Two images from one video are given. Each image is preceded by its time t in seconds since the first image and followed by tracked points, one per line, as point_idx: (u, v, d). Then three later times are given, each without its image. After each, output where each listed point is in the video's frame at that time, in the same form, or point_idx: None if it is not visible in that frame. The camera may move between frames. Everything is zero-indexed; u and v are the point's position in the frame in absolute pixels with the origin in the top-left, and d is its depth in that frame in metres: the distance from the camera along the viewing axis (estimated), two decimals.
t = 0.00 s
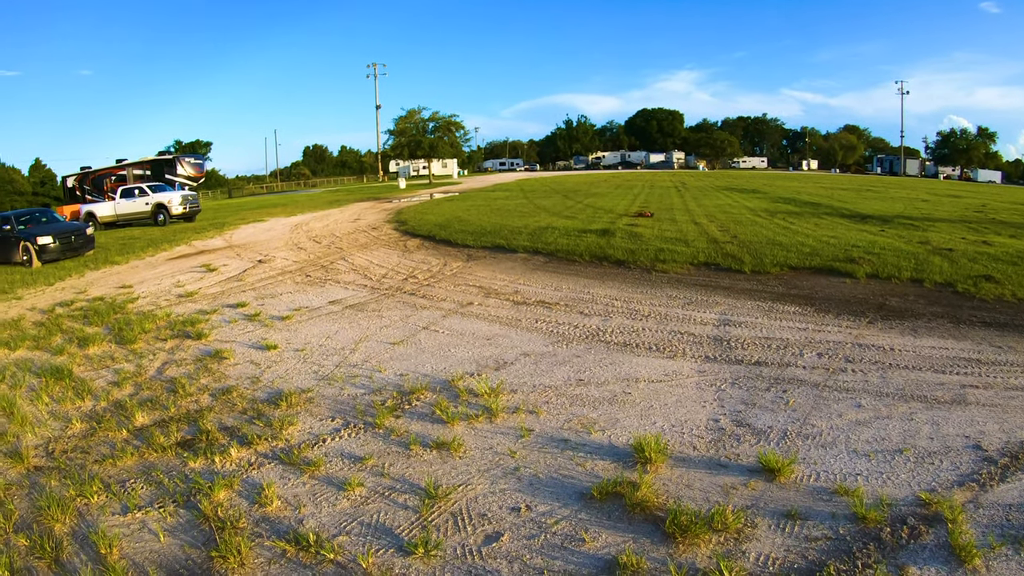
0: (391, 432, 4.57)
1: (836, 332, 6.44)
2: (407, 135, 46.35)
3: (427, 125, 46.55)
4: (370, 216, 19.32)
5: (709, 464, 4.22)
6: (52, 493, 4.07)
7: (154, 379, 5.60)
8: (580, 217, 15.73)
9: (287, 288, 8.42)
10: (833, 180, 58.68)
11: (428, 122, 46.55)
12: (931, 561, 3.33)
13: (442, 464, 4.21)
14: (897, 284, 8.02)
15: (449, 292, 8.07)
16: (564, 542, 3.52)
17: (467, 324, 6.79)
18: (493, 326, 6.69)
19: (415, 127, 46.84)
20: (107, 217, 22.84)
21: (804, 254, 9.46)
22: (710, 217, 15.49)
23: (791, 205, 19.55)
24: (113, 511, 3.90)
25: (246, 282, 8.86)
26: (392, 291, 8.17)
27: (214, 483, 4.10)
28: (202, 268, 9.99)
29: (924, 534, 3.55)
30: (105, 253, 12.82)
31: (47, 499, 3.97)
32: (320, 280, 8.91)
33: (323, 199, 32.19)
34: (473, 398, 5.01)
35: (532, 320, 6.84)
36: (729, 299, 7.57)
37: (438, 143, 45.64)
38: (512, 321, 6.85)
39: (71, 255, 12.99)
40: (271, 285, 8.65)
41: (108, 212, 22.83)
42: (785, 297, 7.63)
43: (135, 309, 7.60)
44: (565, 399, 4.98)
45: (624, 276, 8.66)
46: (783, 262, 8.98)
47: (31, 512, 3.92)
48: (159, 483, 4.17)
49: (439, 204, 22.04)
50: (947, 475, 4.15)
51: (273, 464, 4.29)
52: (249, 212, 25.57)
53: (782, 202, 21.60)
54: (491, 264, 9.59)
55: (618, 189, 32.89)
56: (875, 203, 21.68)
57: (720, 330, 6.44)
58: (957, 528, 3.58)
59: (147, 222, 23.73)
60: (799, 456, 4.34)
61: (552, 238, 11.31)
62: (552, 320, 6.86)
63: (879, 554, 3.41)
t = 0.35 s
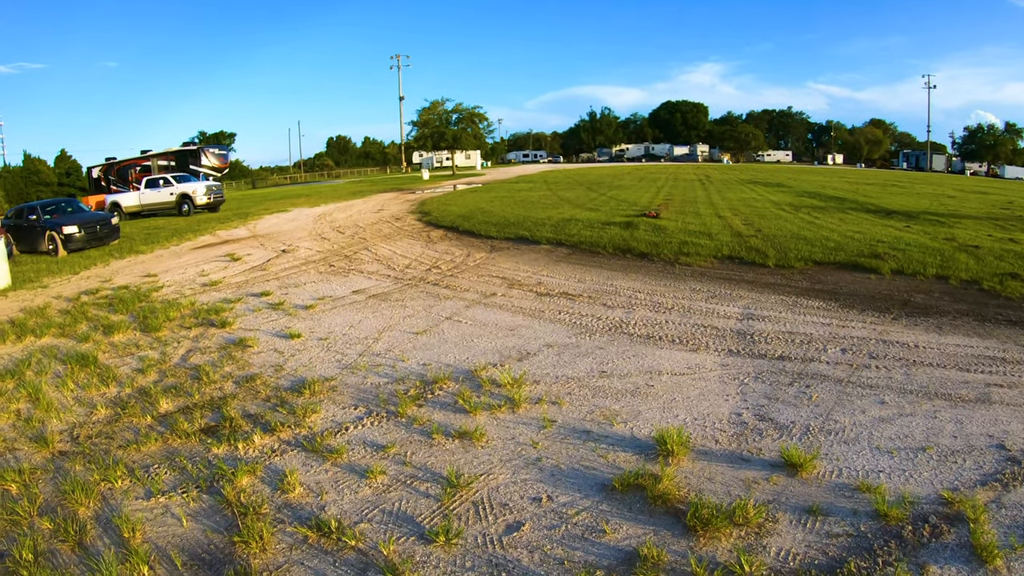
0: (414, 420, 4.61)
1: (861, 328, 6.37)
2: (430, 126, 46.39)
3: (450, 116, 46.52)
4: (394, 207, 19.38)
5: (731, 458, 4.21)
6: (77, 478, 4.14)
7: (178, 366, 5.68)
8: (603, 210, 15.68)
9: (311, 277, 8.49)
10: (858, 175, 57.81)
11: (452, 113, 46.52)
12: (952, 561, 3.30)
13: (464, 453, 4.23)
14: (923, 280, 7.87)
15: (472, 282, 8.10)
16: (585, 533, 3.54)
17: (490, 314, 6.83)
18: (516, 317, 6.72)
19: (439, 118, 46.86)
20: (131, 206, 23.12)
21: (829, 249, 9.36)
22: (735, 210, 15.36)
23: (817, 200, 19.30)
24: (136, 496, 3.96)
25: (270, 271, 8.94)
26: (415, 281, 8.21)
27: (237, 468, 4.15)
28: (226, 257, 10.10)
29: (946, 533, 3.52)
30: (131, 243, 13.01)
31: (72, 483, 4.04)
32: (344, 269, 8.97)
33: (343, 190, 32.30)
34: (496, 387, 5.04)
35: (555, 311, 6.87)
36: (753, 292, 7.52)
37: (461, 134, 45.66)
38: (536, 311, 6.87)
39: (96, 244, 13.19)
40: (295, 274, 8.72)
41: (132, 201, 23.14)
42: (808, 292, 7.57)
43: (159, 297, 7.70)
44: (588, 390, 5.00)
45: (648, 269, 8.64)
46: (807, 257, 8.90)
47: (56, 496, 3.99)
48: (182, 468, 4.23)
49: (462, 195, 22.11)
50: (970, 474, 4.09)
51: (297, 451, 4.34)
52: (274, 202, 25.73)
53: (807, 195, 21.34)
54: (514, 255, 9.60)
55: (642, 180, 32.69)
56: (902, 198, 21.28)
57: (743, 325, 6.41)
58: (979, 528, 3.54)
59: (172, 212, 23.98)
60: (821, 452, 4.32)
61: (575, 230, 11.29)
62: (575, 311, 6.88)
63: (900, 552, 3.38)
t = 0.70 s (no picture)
0: (437, 403, 4.63)
1: (885, 317, 6.32)
2: (451, 113, 46.38)
3: (470, 103, 46.51)
4: (415, 194, 19.42)
5: (756, 444, 4.19)
6: (101, 459, 4.18)
7: (201, 349, 5.73)
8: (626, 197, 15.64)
9: (333, 262, 8.54)
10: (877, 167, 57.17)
11: (472, 100, 46.47)
12: (977, 551, 3.24)
13: (488, 436, 4.25)
14: (947, 272, 7.76)
15: (495, 268, 8.11)
16: (610, 517, 3.53)
17: (513, 299, 6.85)
18: (539, 302, 6.73)
19: (459, 105, 46.84)
20: (153, 193, 23.31)
21: (852, 238, 9.27)
22: (756, 198, 15.24)
23: (839, 189, 19.11)
24: (160, 477, 3.99)
25: (292, 256, 9.00)
26: (437, 266, 8.24)
27: (261, 450, 4.18)
28: (248, 242, 10.16)
29: (970, 523, 3.45)
30: (154, 229, 13.13)
31: (96, 464, 4.07)
32: (366, 254, 9.01)
33: (362, 177, 32.40)
34: (520, 371, 5.06)
35: (578, 297, 6.87)
36: (776, 281, 7.49)
37: (482, 122, 45.62)
38: (559, 297, 6.87)
39: (119, 230, 13.30)
40: (317, 259, 8.76)
41: (154, 188, 23.33)
42: (832, 281, 7.52)
43: (181, 282, 7.77)
44: (612, 374, 5.02)
45: (670, 255, 8.63)
46: (830, 246, 8.83)
47: (80, 477, 4.02)
48: (206, 450, 4.26)
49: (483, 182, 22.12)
50: (995, 465, 4.00)
51: (320, 433, 4.36)
52: (294, 189, 25.84)
53: (829, 185, 21.13)
54: (536, 241, 9.60)
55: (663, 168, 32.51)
56: (925, 189, 20.97)
57: (766, 312, 6.39)
58: (1004, 519, 3.46)
59: (193, 198, 24.17)
60: (846, 440, 4.28)
61: (597, 217, 11.25)
62: (598, 297, 6.87)
63: (924, 541, 3.33)
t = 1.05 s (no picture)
0: (456, 381, 4.66)
1: (907, 304, 6.26)
2: (470, 95, 46.23)
3: (490, 85, 46.32)
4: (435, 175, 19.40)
5: (775, 427, 4.18)
6: (121, 435, 4.22)
7: (221, 327, 5.78)
8: (646, 179, 15.57)
9: (352, 242, 8.58)
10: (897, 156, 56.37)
11: (492, 82, 46.25)
12: (995, 541, 3.19)
13: (508, 414, 4.26)
14: (969, 260, 7.65)
15: (514, 248, 8.10)
16: (628, 497, 3.53)
17: (533, 279, 6.85)
18: (559, 282, 6.73)
19: (478, 87, 46.65)
20: (173, 174, 23.48)
21: (874, 224, 9.18)
22: (778, 183, 15.12)
23: (862, 175, 18.86)
24: (179, 453, 4.04)
25: (311, 236, 9.03)
26: (456, 246, 8.25)
27: (280, 426, 4.21)
28: (268, 223, 10.21)
29: (989, 512, 3.40)
30: (174, 210, 13.22)
31: (116, 440, 4.12)
32: (385, 234, 9.03)
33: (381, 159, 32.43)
34: (539, 351, 5.08)
35: (598, 278, 6.86)
36: (797, 265, 7.43)
37: (502, 104, 45.44)
38: (578, 278, 6.87)
39: (138, 212, 13.38)
40: (336, 239, 8.80)
41: (173, 171, 23.49)
42: (853, 266, 7.45)
43: (201, 262, 7.84)
44: (631, 355, 5.03)
45: (690, 238, 8.59)
46: (852, 232, 8.75)
47: (100, 454, 4.07)
48: (225, 426, 4.30)
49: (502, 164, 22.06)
50: (1017, 455, 3.93)
51: (339, 410, 4.39)
52: (314, 170, 25.88)
53: (851, 171, 20.87)
54: (556, 223, 9.58)
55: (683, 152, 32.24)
56: (950, 177, 20.63)
57: (787, 296, 6.35)
58: None
59: (213, 180, 24.32)
60: (866, 425, 4.26)
61: (616, 199, 11.21)
62: (617, 278, 6.86)
63: (942, 529, 3.29)
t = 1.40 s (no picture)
0: (471, 354, 4.69)
1: (922, 285, 6.22)
2: (484, 71, 45.90)
3: (504, 62, 45.97)
4: (449, 151, 19.34)
5: (788, 403, 4.18)
6: (136, 408, 4.28)
7: (236, 302, 5.83)
8: (662, 156, 15.51)
9: (366, 218, 8.60)
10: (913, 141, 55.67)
11: (505, 58, 45.86)
12: (1006, 522, 3.18)
13: (522, 387, 4.29)
14: (986, 243, 7.58)
15: (529, 224, 8.10)
16: (641, 470, 3.55)
17: (547, 255, 6.86)
18: (573, 258, 6.73)
19: (492, 63, 46.28)
20: (186, 153, 23.53)
21: (890, 205, 9.11)
22: (794, 162, 15.03)
23: (879, 156, 18.65)
24: (195, 425, 4.09)
25: (325, 212, 9.06)
26: (471, 222, 8.25)
27: (294, 398, 4.25)
28: (282, 199, 10.25)
29: (1001, 494, 3.38)
30: (189, 188, 13.29)
31: (132, 413, 4.17)
32: (400, 210, 9.05)
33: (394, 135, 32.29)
34: (553, 325, 5.10)
35: (613, 254, 6.86)
36: (812, 244, 7.40)
37: (515, 81, 45.14)
38: (593, 254, 6.87)
39: (152, 189, 13.45)
40: (350, 215, 8.82)
41: (187, 149, 23.53)
42: (869, 246, 7.41)
43: (216, 238, 7.89)
44: (645, 330, 5.04)
45: (705, 216, 8.57)
46: (868, 212, 8.69)
47: (116, 427, 4.13)
48: (240, 399, 4.34)
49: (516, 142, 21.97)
50: None
51: (353, 382, 4.43)
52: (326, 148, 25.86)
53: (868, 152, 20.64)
54: (570, 199, 9.55)
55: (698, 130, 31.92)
56: (967, 160, 20.35)
57: (802, 274, 6.33)
58: None
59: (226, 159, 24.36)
60: (879, 404, 4.25)
61: (631, 176, 11.18)
62: (632, 255, 6.86)
63: (954, 509, 3.28)
